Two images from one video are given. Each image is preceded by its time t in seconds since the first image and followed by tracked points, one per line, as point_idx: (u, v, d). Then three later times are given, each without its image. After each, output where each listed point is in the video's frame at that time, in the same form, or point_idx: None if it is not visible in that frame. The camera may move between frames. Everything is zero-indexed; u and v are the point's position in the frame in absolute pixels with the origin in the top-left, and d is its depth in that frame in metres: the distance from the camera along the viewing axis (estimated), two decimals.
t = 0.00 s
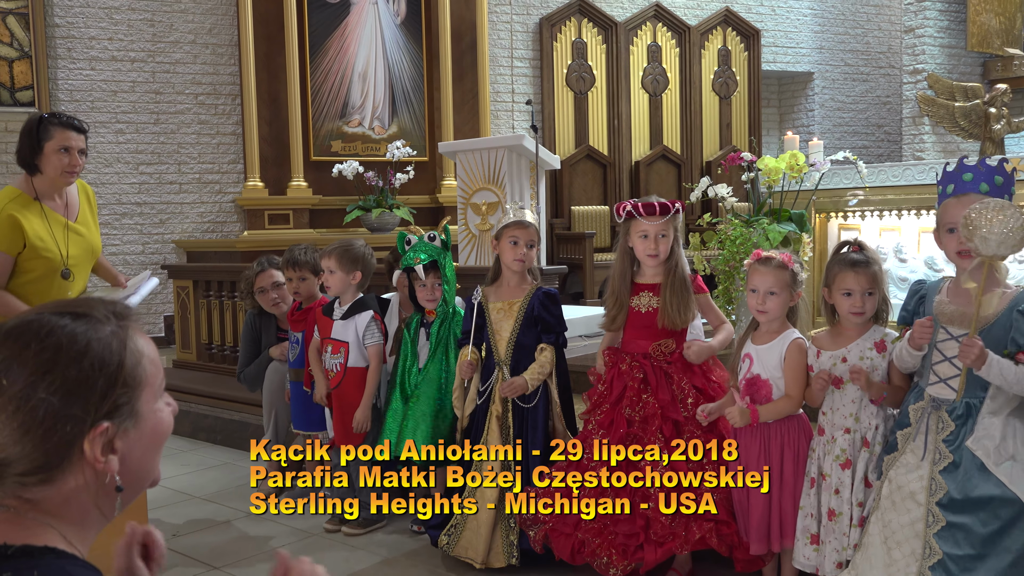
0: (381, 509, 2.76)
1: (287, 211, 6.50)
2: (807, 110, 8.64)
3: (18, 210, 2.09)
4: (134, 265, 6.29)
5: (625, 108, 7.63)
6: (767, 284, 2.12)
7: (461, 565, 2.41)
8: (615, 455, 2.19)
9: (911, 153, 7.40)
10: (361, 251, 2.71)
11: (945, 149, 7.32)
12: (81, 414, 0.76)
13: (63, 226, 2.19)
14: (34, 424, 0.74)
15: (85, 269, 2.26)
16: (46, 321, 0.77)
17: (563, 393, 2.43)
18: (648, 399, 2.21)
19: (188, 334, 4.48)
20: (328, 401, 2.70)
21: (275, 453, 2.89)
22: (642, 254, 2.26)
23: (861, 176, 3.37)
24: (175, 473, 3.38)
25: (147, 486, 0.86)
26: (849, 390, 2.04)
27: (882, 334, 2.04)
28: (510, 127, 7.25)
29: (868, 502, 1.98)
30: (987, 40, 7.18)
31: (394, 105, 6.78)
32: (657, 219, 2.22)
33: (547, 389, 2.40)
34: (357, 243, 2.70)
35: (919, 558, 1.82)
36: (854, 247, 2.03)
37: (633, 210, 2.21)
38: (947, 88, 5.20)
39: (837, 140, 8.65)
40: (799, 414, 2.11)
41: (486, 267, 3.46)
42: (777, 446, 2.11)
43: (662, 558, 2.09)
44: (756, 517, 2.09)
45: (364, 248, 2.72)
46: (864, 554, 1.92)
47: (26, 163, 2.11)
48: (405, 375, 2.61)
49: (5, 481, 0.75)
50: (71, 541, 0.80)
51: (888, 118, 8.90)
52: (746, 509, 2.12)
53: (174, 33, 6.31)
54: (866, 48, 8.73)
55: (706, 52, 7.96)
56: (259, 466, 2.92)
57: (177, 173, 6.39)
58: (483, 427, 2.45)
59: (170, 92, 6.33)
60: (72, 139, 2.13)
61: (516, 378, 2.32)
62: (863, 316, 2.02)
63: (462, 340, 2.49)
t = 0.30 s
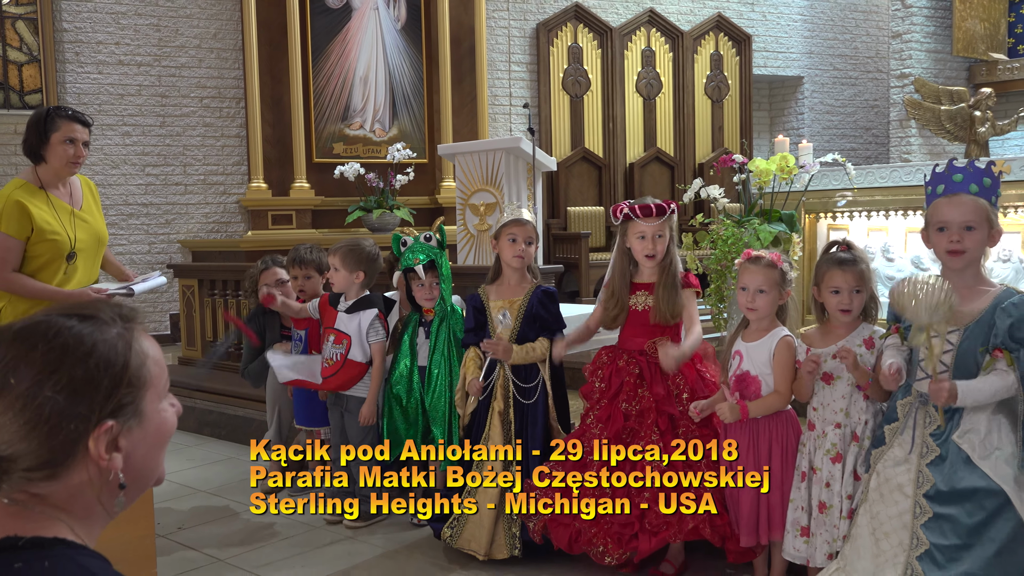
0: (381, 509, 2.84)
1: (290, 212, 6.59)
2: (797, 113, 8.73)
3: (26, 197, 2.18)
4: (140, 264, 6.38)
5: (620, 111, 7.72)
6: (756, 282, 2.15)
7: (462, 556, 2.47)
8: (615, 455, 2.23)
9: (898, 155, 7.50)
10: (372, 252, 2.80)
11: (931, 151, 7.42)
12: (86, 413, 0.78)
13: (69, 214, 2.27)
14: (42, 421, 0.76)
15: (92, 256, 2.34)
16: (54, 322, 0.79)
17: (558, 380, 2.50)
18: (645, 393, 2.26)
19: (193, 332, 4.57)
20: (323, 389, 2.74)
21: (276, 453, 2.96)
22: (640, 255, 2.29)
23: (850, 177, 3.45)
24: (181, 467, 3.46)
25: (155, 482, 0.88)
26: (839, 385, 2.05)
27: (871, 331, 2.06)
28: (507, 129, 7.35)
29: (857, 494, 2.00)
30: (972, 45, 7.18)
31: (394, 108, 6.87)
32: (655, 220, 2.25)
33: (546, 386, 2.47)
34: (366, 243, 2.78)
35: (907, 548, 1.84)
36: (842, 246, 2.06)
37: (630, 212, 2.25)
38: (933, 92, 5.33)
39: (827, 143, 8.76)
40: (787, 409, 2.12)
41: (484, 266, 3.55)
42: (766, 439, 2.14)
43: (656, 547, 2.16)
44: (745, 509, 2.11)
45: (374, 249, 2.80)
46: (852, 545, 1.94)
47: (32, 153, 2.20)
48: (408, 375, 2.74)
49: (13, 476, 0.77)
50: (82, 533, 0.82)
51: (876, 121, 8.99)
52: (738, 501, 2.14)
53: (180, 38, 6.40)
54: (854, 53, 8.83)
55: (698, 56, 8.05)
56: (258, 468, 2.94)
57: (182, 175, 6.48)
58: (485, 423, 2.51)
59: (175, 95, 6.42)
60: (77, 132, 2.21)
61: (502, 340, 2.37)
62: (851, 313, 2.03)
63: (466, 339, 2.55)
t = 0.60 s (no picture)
0: (381, 509, 2.87)
1: (289, 210, 6.68)
2: (784, 113, 8.81)
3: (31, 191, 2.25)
4: (141, 262, 6.45)
5: (612, 112, 7.81)
6: (745, 280, 2.18)
7: (459, 545, 2.54)
8: (615, 455, 2.28)
9: (883, 155, 7.61)
10: (361, 250, 2.87)
11: (915, 151, 7.53)
12: (98, 405, 0.81)
13: (73, 207, 2.34)
14: (55, 413, 0.78)
15: (97, 248, 2.42)
16: (68, 319, 0.82)
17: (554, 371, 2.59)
18: (635, 390, 2.31)
19: (194, 328, 4.64)
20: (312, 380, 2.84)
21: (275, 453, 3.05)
22: (624, 249, 2.37)
23: (836, 176, 3.55)
24: (183, 461, 3.53)
25: (160, 475, 0.91)
26: (824, 380, 2.07)
27: (854, 326, 2.09)
28: (502, 129, 7.43)
29: (841, 485, 2.03)
30: (955, 47, 7.32)
31: (391, 108, 6.95)
32: (640, 215, 2.33)
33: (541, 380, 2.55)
34: (356, 242, 2.86)
35: (891, 536, 1.87)
36: (823, 243, 2.10)
37: (615, 207, 2.34)
38: (917, 93, 5.44)
39: (814, 142, 8.87)
40: (776, 403, 2.15)
41: (484, 263, 3.53)
42: (754, 436, 2.16)
43: (645, 538, 2.21)
44: (735, 503, 2.15)
45: (363, 247, 2.88)
46: (838, 534, 1.96)
47: (36, 149, 2.27)
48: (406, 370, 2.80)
49: (26, 465, 0.80)
50: (89, 522, 0.85)
51: (861, 121, 9.10)
52: (727, 496, 2.18)
53: (181, 39, 6.47)
54: (840, 55, 8.93)
55: (689, 58, 8.14)
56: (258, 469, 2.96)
57: (183, 173, 6.54)
58: (482, 414, 2.59)
59: (176, 95, 6.49)
60: (80, 129, 2.29)
61: (499, 326, 2.51)
62: (833, 309, 2.07)
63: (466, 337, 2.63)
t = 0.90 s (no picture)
0: (381, 509, 2.88)
1: (284, 210, 6.66)
2: (777, 114, 8.86)
3: (24, 186, 2.25)
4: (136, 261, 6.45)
5: (606, 111, 7.83)
6: (741, 279, 2.19)
7: (450, 544, 2.56)
8: (615, 455, 2.27)
9: (875, 155, 7.65)
10: (344, 251, 2.89)
11: (907, 151, 7.57)
12: (88, 408, 0.81)
13: (68, 200, 2.35)
14: (45, 415, 0.79)
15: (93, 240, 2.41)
16: (59, 322, 0.82)
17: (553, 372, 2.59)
18: (630, 388, 2.31)
19: (189, 327, 4.65)
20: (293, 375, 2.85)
21: (275, 453, 3.07)
22: (620, 250, 2.37)
23: (828, 177, 3.57)
24: (178, 460, 3.54)
25: (152, 477, 0.91)
26: (815, 379, 2.09)
27: (846, 326, 2.11)
28: (497, 129, 7.45)
29: (832, 484, 2.05)
30: (947, 48, 7.42)
31: (386, 109, 6.96)
32: (635, 216, 2.33)
33: (537, 380, 2.56)
34: (339, 243, 2.87)
35: (879, 536, 1.89)
36: (815, 243, 2.11)
37: (611, 208, 2.33)
38: (909, 94, 5.48)
39: (807, 143, 8.90)
40: (769, 399, 2.17)
41: (482, 263, 3.53)
42: (749, 432, 2.17)
43: (639, 537, 2.22)
44: (729, 499, 2.15)
45: (346, 248, 2.89)
46: (828, 531, 1.99)
47: (27, 147, 2.28)
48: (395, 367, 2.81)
49: (16, 467, 0.80)
50: (79, 523, 0.85)
51: (854, 122, 9.14)
52: (722, 495, 2.18)
53: (176, 39, 6.47)
54: (834, 56, 8.97)
55: (682, 59, 8.16)
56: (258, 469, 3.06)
57: (178, 173, 6.54)
58: (476, 412, 2.59)
59: (172, 95, 6.48)
60: (69, 124, 2.29)
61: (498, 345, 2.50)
62: (824, 308, 2.08)
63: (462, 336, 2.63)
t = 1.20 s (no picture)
0: (381, 509, 2.88)
1: (278, 209, 6.66)
2: (771, 114, 8.88)
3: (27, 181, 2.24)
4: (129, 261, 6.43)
5: (600, 111, 7.83)
6: (732, 278, 2.19)
7: (446, 544, 2.56)
8: (615, 455, 2.27)
9: (868, 155, 7.67)
10: (334, 250, 2.88)
11: (900, 151, 7.59)
12: (63, 402, 0.81)
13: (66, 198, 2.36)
14: (18, 408, 0.79)
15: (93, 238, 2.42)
16: (33, 314, 0.81)
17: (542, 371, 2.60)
18: (625, 386, 2.31)
19: (182, 327, 4.64)
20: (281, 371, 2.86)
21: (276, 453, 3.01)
22: (619, 252, 2.38)
23: (821, 176, 3.58)
24: (171, 460, 3.53)
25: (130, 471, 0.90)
26: (808, 378, 2.10)
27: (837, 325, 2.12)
28: (490, 129, 7.44)
29: (827, 483, 2.06)
30: (938, 49, 7.44)
31: (380, 108, 6.95)
32: (633, 219, 2.34)
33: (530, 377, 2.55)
34: (329, 241, 2.86)
35: (877, 535, 1.88)
36: (805, 243, 2.11)
37: (609, 211, 2.34)
38: (902, 94, 5.50)
39: (800, 143, 8.92)
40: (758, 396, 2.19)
41: (477, 262, 3.53)
42: (740, 428, 2.18)
43: (635, 534, 2.22)
44: (722, 498, 2.16)
45: (337, 247, 2.89)
46: (824, 530, 2.00)
47: (23, 143, 2.26)
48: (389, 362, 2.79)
49: None
50: (55, 518, 0.84)
51: (847, 121, 9.17)
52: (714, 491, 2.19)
53: (168, 38, 6.44)
54: (826, 56, 8.99)
55: (676, 58, 8.17)
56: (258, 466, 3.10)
57: (171, 173, 6.52)
58: (470, 412, 2.58)
59: (164, 94, 6.46)
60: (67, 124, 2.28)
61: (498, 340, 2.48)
62: (817, 307, 2.08)
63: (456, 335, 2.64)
